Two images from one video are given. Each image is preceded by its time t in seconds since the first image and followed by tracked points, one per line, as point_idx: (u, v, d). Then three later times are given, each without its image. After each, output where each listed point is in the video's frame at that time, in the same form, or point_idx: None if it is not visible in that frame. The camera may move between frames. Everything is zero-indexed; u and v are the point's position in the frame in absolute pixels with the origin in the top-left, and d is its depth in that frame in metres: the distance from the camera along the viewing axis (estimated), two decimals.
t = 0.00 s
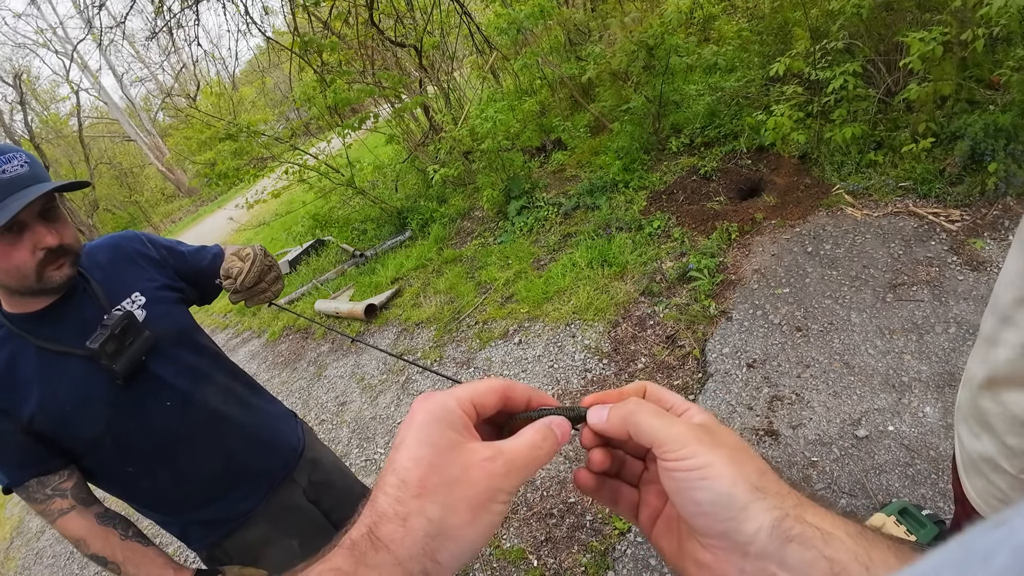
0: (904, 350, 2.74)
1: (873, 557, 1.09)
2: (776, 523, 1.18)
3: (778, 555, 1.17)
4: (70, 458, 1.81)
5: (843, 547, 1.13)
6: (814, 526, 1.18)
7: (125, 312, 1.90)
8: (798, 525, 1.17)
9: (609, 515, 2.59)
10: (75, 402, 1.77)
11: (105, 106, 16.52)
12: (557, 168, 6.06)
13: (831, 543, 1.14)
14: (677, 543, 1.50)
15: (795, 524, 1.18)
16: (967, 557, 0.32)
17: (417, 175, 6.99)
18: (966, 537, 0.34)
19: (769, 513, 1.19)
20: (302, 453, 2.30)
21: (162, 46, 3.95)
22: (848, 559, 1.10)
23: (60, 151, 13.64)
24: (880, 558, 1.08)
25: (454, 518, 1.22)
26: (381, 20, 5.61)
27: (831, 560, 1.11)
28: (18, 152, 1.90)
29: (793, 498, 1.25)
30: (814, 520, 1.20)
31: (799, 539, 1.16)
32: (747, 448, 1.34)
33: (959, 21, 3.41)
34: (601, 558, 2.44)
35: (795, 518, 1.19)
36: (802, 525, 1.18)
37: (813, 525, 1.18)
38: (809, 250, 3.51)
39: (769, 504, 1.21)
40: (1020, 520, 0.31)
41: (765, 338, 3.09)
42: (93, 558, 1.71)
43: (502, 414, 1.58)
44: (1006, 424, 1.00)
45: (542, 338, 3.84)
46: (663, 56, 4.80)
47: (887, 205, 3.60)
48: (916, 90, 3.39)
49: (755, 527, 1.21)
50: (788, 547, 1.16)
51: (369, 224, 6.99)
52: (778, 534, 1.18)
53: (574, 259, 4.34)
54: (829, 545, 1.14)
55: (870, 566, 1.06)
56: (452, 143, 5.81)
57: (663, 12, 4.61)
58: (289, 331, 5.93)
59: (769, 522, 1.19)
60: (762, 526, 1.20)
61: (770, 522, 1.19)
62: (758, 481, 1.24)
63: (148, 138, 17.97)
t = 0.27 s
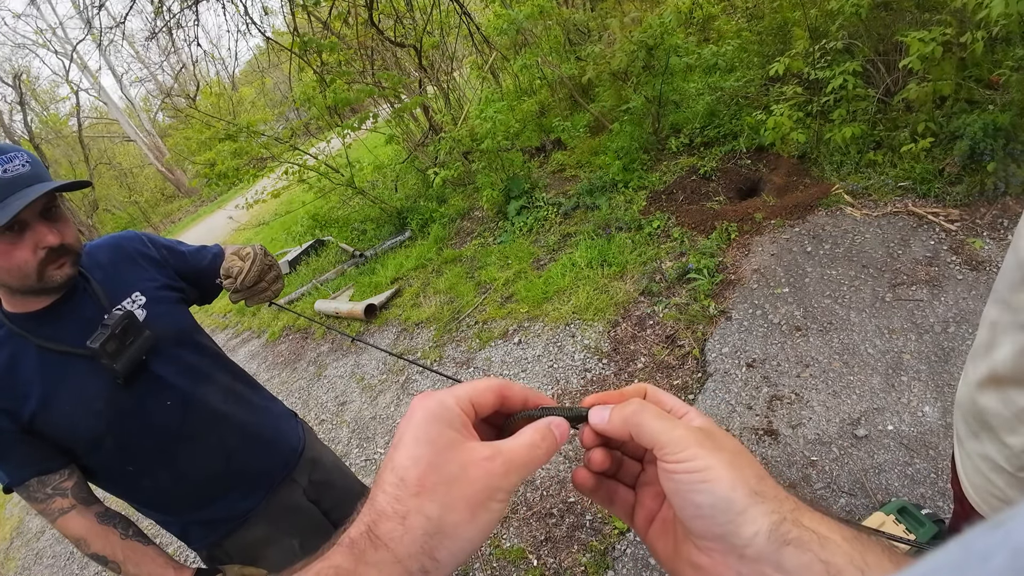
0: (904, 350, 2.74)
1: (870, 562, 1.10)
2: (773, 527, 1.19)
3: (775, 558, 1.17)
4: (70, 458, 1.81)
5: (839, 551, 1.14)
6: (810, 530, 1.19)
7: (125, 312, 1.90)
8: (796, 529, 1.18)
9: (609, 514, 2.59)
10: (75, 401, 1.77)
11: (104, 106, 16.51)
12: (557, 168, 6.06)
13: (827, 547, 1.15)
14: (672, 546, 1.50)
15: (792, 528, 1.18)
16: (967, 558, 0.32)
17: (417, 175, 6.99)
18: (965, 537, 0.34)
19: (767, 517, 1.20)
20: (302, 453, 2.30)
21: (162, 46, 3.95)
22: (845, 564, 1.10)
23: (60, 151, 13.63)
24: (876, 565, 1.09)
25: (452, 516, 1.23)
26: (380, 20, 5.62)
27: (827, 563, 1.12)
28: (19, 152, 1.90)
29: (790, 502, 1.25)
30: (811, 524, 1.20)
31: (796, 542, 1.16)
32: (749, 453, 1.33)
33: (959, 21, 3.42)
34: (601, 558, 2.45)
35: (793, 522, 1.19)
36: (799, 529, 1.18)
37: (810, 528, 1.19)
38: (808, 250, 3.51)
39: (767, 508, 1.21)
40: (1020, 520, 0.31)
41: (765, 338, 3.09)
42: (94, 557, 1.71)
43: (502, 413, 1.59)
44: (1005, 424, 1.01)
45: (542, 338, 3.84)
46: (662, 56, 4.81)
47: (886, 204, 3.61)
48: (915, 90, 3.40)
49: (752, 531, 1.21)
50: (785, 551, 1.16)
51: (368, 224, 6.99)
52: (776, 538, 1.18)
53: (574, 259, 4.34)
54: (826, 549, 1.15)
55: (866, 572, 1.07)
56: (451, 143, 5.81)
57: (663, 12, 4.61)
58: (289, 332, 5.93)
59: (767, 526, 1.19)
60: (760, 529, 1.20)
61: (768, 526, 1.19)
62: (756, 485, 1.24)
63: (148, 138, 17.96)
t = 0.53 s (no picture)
0: (903, 350, 2.74)
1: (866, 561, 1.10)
2: (770, 525, 1.19)
3: (771, 556, 1.17)
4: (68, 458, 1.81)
5: (836, 549, 1.14)
6: (807, 528, 1.19)
7: (125, 312, 1.91)
8: (791, 527, 1.18)
9: (609, 514, 2.59)
10: (75, 401, 1.77)
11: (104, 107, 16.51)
12: (557, 168, 6.06)
13: (823, 544, 1.15)
14: (670, 545, 1.50)
15: (789, 526, 1.18)
16: (965, 558, 0.32)
17: (416, 176, 6.99)
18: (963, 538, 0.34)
19: (764, 515, 1.20)
20: (302, 452, 2.30)
21: (162, 47, 3.95)
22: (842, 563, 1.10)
23: (60, 151, 13.62)
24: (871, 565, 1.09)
25: (450, 515, 1.23)
26: (380, 20, 5.62)
27: (823, 561, 1.12)
28: (19, 152, 1.90)
29: (787, 501, 1.25)
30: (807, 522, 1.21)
31: (793, 540, 1.16)
32: (747, 456, 1.31)
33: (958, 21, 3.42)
34: (600, 557, 2.45)
35: (789, 521, 1.19)
36: (795, 527, 1.18)
37: (807, 527, 1.19)
38: (808, 250, 3.51)
39: (764, 505, 1.22)
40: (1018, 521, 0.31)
41: (764, 338, 3.10)
42: (94, 557, 1.71)
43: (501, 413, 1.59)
44: (1004, 422, 1.01)
45: (542, 338, 3.84)
46: (661, 56, 4.81)
47: (886, 204, 3.61)
48: (914, 90, 3.40)
49: (749, 529, 1.21)
50: (781, 549, 1.16)
51: (368, 224, 6.99)
52: (772, 535, 1.18)
53: (574, 259, 4.34)
54: (822, 547, 1.15)
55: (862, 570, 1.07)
56: (451, 143, 5.81)
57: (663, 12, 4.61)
58: (288, 332, 5.94)
59: (764, 524, 1.19)
60: (756, 527, 1.20)
61: (764, 523, 1.19)
62: (752, 483, 1.24)
63: (147, 138, 17.96)
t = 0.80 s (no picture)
0: (903, 350, 2.74)
1: (863, 555, 1.10)
2: (767, 520, 1.19)
3: (769, 551, 1.17)
4: (69, 458, 1.81)
5: (833, 544, 1.14)
6: (805, 524, 1.19)
7: (125, 311, 1.90)
8: (789, 522, 1.18)
9: (609, 514, 2.59)
10: (76, 399, 1.77)
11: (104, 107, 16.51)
12: (557, 168, 6.06)
13: (821, 539, 1.15)
14: (670, 543, 1.50)
15: (786, 521, 1.18)
16: (964, 554, 0.32)
17: (416, 176, 6.99)
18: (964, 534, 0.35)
19: (761, 510, 1.20)
20: (302, 452, 2.30)
21: (161, 47, 3.95)
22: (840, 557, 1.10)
23: (60, 151, 13.62)
24: (869, 558, 1.09)
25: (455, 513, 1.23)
26: (380, 20, 5.62)
27: (821, 556, 1.12)
28: (19, 152, 1.90)
29: (784, 497, 1.25)
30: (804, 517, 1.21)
31: (790, 536, 1.16)
32: (742, 448, 1.33)
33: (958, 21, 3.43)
34: (600, 558, 2.45)
35: (786, 516, 1.19)
36: (792, 523, 1.18)
37: (804, 522, 1.19)
38: (808, 250, 3.51)
39: (760, 501, 1.22)
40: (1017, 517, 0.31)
41: (764, 338, 3.09)
42: (93, 557, 1.71)
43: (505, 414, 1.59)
44: (1003, 421, 1.01)
45: (541, 338, 3.84)
46: (661, 56, 4.82)
47: (886, 204, 3.61)
48: (914, 90, 3.40)
49: (746, 525, 1.21)
50: (779, 545, 1.16)
51: (368, 224, 6.99)
52: (769, 531, 1.18)
53: (574, 259, 4.34)
54: (820, 542, 1.15)
55: (860, 564, 1.07)
56: (451, 143, 5.81)
57: (662, 13, 4.62)
58: (288, 332, 5.94)
59: (761, 520, 1.19)
60: (753, 523, 1.20)
61: (761, 519, 1.19)
62: (748, 479, 1.25)
63: (147, 138, 17.96)
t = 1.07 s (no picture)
0: (903, 349, 2.74)
1: (858, 558, 1.11)
2: (762, 524, 1.19)
3: (765, 554, 1.17)
4: (69, 457, 1.81)
5: (828, 547, 1.15)
6: (800, 527, 1.19)
7: (124, 311, 1.90)
8: (785, 526, 1.18)
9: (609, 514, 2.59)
10: (77, 399, 1.77)
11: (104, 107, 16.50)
12: (557, 168, 6.05)
13: (817, 543, 1.15)
14: (667, 548, 1.50)
15: (782, 525, 1.18)
16: (964, 553, 0.32)
17: (415, 176, 6.98)
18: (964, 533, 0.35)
19: (757, 514, 1.20)
20: (301, 454, 2.30)
21: (161, 47, 3.95)
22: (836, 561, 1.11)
23: (59, 152, 13.62)
24: (863, 563, 1.09)
25: (457, 511, 1.23)
26: (380, 20, 5.63)
27: (817, 560, 1.12)
28: (19, 152, 1.90)
29: (779, 502, 1.25)
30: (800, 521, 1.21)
31: (786, 539, 1.16)
32: (735, 453, 1.34)
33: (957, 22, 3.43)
34: (600, 558, 2.44)
35: (782, 519, 1.19)
36: (788, 526, 1.18)
37: (799, 526, 1.19)
38: (807, 250, 3.51)
39: (756, 505, 1.21)
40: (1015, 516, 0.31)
41: (763, 338, 3.09)
42: (92, 558, 1.71)
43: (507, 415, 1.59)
44: (1002, 420, 1.00)
45: (541, 338, 3.84)
46: (660, 56, 4.83)
47: (885, 204, 3.61)
48: (913, 90, 3.40)
49: (741, 529, 1.20)
50: (774, 548, 1.16)
51: (368, 224, 6.99)
52: (764, 535, 1.18)
53: (573, 259, 4.33)
54: (815, 545, 1.15)
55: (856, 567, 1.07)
56: (450, 143, 5.81)
57: (661, 13, 4.62)
58: (288, 332, 5.93)
59: (756, 523, 1.19)
60: (749, 527, 1.19)
61: (757, 522, 1.19)
62: (744, 483, 1.25)
63: (146, 139, 17.95)
